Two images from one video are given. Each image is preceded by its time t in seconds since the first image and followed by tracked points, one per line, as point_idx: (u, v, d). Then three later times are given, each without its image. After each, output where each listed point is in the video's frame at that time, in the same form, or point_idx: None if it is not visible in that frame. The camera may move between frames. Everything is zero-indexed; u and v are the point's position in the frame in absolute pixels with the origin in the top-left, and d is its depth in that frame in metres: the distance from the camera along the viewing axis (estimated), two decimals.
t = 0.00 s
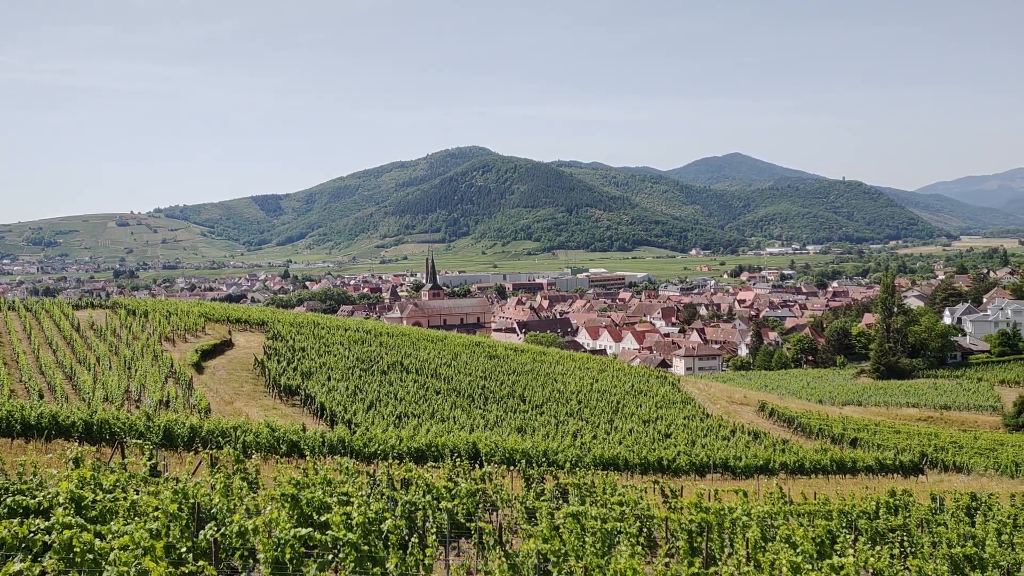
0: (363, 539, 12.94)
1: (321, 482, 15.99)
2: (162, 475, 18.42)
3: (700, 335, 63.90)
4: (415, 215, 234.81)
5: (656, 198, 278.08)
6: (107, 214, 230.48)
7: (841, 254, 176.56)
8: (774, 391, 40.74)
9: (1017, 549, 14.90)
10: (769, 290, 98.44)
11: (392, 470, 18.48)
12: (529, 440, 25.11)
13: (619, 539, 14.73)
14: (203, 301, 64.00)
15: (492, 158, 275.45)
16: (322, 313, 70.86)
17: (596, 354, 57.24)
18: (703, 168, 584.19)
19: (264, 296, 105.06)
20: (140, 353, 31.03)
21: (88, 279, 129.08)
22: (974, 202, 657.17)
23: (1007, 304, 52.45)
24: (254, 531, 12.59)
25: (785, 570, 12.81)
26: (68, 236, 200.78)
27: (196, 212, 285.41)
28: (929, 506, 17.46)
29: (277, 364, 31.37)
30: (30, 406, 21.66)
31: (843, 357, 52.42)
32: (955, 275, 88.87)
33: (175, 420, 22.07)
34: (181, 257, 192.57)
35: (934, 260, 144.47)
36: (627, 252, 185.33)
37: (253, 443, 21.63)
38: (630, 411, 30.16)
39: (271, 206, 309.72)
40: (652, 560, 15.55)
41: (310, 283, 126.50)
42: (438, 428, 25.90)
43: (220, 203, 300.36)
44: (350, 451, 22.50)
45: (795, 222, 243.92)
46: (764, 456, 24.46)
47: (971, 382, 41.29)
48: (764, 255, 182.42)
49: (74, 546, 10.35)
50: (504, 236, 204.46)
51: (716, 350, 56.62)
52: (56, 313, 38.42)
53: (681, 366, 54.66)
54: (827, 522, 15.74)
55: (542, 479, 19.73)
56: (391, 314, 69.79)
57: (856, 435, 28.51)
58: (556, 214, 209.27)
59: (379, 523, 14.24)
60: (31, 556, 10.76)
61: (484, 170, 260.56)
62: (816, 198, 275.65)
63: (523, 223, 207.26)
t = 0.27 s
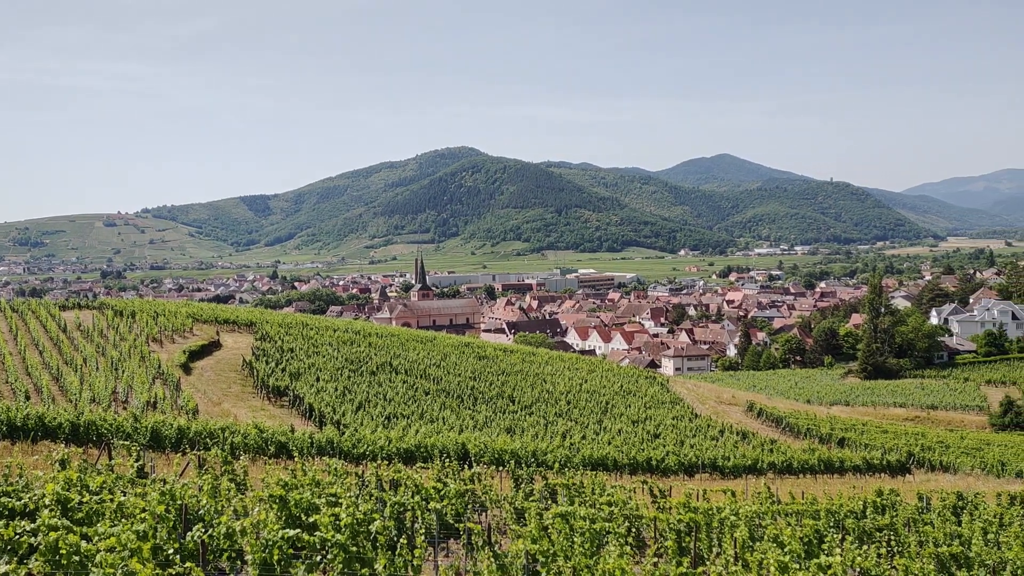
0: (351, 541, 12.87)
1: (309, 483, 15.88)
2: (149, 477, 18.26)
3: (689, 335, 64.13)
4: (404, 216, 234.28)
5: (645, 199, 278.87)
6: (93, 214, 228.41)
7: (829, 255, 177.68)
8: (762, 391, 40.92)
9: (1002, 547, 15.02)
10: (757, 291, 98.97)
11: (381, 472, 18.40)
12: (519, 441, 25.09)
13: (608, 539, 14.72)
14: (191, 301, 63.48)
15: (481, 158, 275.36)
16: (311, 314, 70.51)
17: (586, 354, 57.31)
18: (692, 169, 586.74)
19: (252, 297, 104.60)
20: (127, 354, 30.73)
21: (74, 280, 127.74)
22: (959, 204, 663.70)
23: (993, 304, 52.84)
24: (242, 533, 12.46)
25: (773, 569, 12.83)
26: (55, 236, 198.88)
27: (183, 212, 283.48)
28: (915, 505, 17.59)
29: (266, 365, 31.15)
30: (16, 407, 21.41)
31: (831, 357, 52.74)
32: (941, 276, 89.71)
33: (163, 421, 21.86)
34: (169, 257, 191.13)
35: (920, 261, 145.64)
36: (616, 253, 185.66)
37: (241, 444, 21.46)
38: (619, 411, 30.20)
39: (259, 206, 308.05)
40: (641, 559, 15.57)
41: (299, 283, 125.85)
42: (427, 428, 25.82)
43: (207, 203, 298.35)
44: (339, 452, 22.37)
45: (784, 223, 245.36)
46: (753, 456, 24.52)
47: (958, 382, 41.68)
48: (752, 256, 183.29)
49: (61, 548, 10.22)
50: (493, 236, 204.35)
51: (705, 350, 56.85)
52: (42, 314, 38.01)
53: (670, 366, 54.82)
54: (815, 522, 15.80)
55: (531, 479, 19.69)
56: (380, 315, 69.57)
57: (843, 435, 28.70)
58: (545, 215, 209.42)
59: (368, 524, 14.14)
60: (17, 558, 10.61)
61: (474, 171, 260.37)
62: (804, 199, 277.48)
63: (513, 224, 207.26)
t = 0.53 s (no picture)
0: (339, 542, 12.78)
1: (297, 484, 15.78)
2: (136, 477, 18.07)
3: (678, 336, 64.42)
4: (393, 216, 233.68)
5: (634, 199, 279.61)
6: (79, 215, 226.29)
7: (816, 256, 178.94)
8: (751, 392, 41.13)
9: (987, 546, 15.15)
10: (745, 291, 99.44)
11: (369, 472, 18.34)
12: (507, 441, 25.04)
13: (596, 540, 14.71)
14: (177, 302, 63.01)
15: (471, 158, 275.13)
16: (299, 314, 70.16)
17: (575, 355, 57.37)
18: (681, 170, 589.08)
19: (240, 298, 104.02)
20: (114, 355, 30.41)
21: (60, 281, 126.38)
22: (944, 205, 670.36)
23: (979, 305, 53.20)
24: (230, 534, 12.33)
25: (760, 569, 12.87)
26: (40, 236, 196.94)
27: (170, 212, 281.39)
28: (902, 505, 17.70)
29: (254, 366, 30.92)
30: (1, 408, 21.17)
31: (818, 357, 53.07)
32: (927, 278, 90.44)
33: (150, 422, 21.67)
34: (156, 258, 189.67)
35: (907, 262, 146.88)
36: (605, 253, 186.06)
37: (228, 445, 21.30)
38: (608, 411, 30.21)
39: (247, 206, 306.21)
40: (629, 559, 15.59)
41: (287, 284, 125.13)
42: (416, 429, 25.74)
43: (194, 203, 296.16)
44: (327, 453, 22.24)
45: (772, 224, 246.73)
46: (740, 456, 24.58)
47: (944, 382, 42.04)
48: (740, 257, 184.16)
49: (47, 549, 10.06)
50: (482, 237, 204.21)
51: (693, 351, 57.08)
52: (28, 315, 37.55)
53: (659, 366, 54.97)
54: (802, 521, 15.91)
55: (519, 479, 19.73)
56: (369, 316, 69.33)
57: (831, 434, 28.87)
58: (534, 216, 209.56)
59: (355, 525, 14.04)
60: None
61: (463, 171, 260.07)
62: (792, 200, 279.19)
63: (502, 224, 207.23)
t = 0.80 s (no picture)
0: (326, 543, 12.69)
1: (285, 486, 15.67)
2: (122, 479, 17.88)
3: (666, 336, 64.65)
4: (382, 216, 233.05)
5: (622, 200, 280.36)
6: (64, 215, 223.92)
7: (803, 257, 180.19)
8: (739, 392, 41.30)
9: (973, 545, 15.25)
10: (733, 292, 99.91)
11: (357, 473, 18.25)
12: (496, 442, 24.98)
13: (584, 540, 14.70)
14: (164, 303, 62.46)
15: (460, 158, 274.86)
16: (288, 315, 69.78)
17: (564, 355, 57.42)
18: (670, 171, 591.26)
19: (228, 298, 103.44)
20: (100, 356, 30.10)
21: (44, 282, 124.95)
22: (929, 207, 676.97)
23: (965, 306, 53.55)
24: (217, 536, 12.23)
25: (747, 569, 12.91)
26: (25, 236, 194.77)
27: (157, 212, 279.30)
28: (888, 505, 17.80)
29: (241, 367, 30.71)
30: None
31: (806, 357, 53.38)
32: (913, 278, 91.18)
33: (136, 423, 21.45)
34: (142, 258, 188.10)
35: (893, 263, 148.15)
36: (594, 254, 186.44)
37: (215, 447, 21.14)
38: (597, 412, 30.24)
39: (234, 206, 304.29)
40: (617, 560, 15.59)
41: (275, 285, 124.38)
42: (404, 430, 25.65)
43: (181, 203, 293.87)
44: (315, 455, 22.10)
45: (759, 225, 248.17)
46: (728, 456, 24.67)
47: (930, 382, 42.41)
48: (728, 258, 185.08)
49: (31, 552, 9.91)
50: (471, 237, 204.06)
51: (682, 351, 57.28)
52: (12, 316, 37.07)
53: (647, 367, 55.11)
54: (789, 521, 15.98)
55: (508, 480, 19.69)
56: (358, 316, 69.09)
57: (817, 434, 29.05)
58: (523, 216, 209.59)
59: (343, 527, 13.98)
60: None
61: (451, 172, 259.75)
62: (779, 201, 280.86)
63: (491, 225, 207.16)
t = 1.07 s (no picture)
0: (315, 545, 12.60)
1: (273, 487, 15.56)
2: (110, 481, 17.71)
3: (656, 337, 64.80)
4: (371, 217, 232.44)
5: (612, 202, 281.03)
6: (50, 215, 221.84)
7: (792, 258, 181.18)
8: (728, 393, 41.46)
9: (960, 544, 15.35)
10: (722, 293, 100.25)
11: (346, 475, 18.15)
12: (486, 443, 24.92)
13: (574, 541, 14.65)
14: (151, 304, 61.95)
15: (450, 159, 274.45)
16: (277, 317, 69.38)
17: (554, 356, 57.41)
18: (659, 172, 593.27)
19: (217, 299, 102.85)
20: (88, 357, 29.80)
21: (30, 283, 123.63)
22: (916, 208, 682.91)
23: (952, 307, 53.87)
24: (205, 538, 12.13)
25: (737, 569, 12.91)
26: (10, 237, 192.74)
27: (145, 212, 277.42)
28: (876, 505, 17.89)
29: (230, 368, 30.48)
30: None
31: (795, 358, 53.62)
32: (901, 279, 91.77)
33: (124, 424, 21.24)
34: (130, 259, 186.64)
35: (880, 263, 149.20)
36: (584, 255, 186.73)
37: (204, 448, 20.97)
38: (587, 413, 30.23)
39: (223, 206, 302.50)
40: (606, 561, 15.59)
41: (264, 286, 123.65)
42: (393, 431, 25.55)
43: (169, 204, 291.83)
44: (304, 456, 21.98)
45: (748, 226, 249.41)
46: (718, 456, 24.73)
47: (917, 383, 42.73)
48: (717, 259, 185.85)
49: (18, 555, 9.78)
50: (461, 238, 203.86)
51: (672, 352, 57.40)
52: None
53: (637, 368, 55.21)
54: (778, 521, 16.02)
55: (498, 481, 19.62)
56: (347, 317, 68.86)
57: (806, 435, 29.18)
58: (513, 217, 209.61)
59: (332, 528, 13.90)
60: None
61: (441, 173, 259.44)
62: (768, 202, 282.44)
63: (481, 226, 207.04)
